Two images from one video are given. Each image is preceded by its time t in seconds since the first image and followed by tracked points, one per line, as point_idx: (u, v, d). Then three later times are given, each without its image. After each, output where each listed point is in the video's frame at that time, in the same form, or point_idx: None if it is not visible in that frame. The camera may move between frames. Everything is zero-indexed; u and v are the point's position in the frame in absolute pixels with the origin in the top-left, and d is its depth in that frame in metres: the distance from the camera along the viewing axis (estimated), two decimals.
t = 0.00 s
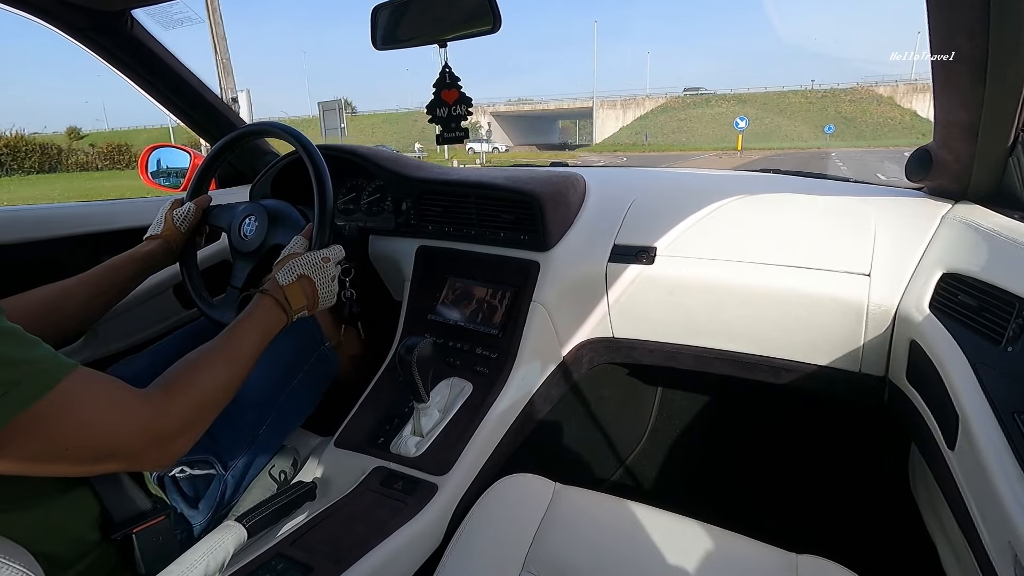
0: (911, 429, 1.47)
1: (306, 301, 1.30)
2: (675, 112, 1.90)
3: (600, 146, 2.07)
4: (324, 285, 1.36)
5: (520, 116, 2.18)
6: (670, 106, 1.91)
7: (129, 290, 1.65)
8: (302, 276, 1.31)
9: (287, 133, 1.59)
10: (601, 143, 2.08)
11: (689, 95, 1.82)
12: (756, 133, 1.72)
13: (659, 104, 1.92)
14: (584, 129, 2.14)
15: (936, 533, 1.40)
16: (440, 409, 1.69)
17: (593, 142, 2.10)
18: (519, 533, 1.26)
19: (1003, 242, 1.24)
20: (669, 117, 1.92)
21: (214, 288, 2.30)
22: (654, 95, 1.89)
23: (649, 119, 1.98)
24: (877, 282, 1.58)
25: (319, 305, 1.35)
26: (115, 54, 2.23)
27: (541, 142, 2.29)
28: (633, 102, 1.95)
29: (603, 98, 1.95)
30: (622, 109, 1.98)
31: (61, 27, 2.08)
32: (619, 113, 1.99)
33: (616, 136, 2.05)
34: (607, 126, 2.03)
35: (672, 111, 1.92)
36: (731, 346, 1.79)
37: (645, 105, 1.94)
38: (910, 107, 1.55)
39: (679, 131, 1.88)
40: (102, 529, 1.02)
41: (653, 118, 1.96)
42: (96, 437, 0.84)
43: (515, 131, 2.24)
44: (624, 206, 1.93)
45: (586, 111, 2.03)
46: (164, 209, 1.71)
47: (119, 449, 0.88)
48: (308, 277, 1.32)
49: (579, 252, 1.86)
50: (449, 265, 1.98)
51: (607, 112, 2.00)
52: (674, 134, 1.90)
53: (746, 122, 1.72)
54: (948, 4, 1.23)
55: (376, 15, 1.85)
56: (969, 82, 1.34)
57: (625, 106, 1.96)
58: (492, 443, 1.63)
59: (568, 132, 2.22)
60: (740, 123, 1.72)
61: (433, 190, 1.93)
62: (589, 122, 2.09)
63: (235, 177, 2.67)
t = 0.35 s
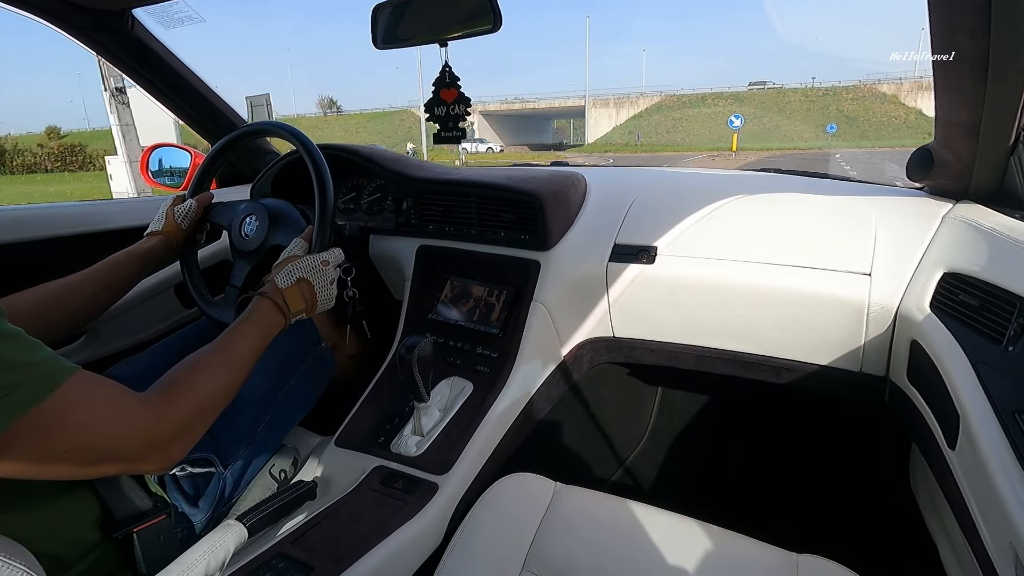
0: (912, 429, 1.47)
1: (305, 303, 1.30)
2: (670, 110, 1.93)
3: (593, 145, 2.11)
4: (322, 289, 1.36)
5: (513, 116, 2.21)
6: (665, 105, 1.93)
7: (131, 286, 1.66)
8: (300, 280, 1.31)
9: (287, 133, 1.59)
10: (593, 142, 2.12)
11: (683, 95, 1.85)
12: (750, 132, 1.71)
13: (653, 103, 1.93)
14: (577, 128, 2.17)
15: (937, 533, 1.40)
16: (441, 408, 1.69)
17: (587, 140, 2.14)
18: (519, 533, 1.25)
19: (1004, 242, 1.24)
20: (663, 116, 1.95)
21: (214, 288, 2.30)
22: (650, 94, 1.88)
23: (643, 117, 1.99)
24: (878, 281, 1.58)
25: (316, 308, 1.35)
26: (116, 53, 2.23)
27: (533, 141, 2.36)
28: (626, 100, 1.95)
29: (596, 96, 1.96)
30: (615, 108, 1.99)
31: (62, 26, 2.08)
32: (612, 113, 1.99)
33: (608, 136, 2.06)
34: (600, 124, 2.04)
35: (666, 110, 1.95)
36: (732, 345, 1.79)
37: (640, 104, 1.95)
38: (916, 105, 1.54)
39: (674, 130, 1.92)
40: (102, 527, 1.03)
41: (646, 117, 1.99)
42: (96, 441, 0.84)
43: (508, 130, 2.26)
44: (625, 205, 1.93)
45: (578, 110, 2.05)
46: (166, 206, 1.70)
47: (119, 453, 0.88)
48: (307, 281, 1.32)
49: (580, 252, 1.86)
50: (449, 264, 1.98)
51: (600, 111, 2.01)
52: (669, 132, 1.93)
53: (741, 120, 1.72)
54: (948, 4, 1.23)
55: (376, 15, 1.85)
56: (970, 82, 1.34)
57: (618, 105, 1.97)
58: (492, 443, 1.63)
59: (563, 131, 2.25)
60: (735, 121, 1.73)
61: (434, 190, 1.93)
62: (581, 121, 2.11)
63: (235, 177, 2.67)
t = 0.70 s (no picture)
0: (913, 430, 1.47)
1: (304, 307, 1.30)
2: (664, 108, 1.93)
3: (585, 146, 2.08)
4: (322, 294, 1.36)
5: (503, 114, 2.10)
6: (659, 103, 1.93)
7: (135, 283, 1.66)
8: (300, 283, 1.31)
9: (288, 132, 1.59)
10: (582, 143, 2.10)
11: (678, 92, 1.83)
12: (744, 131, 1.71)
13: (647, 101, 1.94)
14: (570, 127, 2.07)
15: (938, 534, 1.40)
16: (442, 408, 1.69)
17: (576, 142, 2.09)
18: (520, 534, 1.25)
19: (1005, 242, 1.23)
20: (656, 115, 1.94)
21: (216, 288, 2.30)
22: (643, 92, 1.89)
23: (636, 118, 2.00)
24: (880, 281, 1.57)
25: (315, 312, 1.35)
26: (118, 54, 2.23)
27: (525, 142, 2.16)
28: (620, 101, 1.97)
29: (589, 95, 1.93)
30: (608, 106, 1.98)
31: (63, 27, 2.09)
32: (604, 111, 1.98)
33: (600, 136, 2.05)
34: (592, 124, 2.02)
35: (660, 108, 1.95)
36: (733, 346, 1.79)
37: (633, 102, 1.96)
38: (921, 104, 1.52)
39: (668, 129, 1.86)
40: (104, 528, 1.02)
41: (640, 116, 1.99)
42: (96, 444, 0.84)
43: (498, 129, 2.13)
44: (626, 206, 1.93)
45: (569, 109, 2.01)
46: (167, 204, 1.71)
47: (119, 456, 0.88)
48: (307, 285, 1.33)
49: (581, 252, 1.86)
50: (450, 265, 1.98)
51: (591, 109, 1.99)
52: (660, 132, 1.89)
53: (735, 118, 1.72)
54: (949, 3, 1.23)
55: (378, 15, 1.85)
56: (972, 82, 1.33)
57: (611, 104, 1.97)
58: (494, 442, 1.63)
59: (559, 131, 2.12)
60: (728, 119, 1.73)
61: (435, 190, 1.93)
62: (571, 121, 2.05)
63: (236, 177, 2.67)
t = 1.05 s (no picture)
0: (915, 430, 1.47)
1: (304, 309, 1.30)
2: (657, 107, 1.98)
3: (576, 146, 2.18)
4: (323, 298, 1.36)
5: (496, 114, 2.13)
6: (652, 102, 1.97)
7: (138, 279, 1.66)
8: (300, 285, 1.30)
9: (289, 131, 1.59)
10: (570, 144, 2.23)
11: (672, 92, 1.89)
12: (740, 131, 1.72)
13: (640, 100, 1.99)
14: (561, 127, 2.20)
15: (940, 534, 1.40)
16: (443, 407, 1.69)
17: (566, 143, 2.20)
18: (521, 534, 1.25)
19: (1007, 241, 1.23)
20: (650, 113, 1.99)
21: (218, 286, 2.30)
22: (635, 91, 1.96)
23: (627, 117, 2.07)
24: (882, 281, 1.57)
25: (315, 314, 1.35)
26: (121, 54, 2.23)
27: (518, 142, 2.26)
28: (613, 99, 2.04)
29: (581, 94, 2.02)
30: (600, 106, 2.07)
31: (66, 27, 2.09)
32: (596, 110, 2.08)
33: (591, 135, 2.13)
34: (584, 122, 2.10)
35: (653, 108, 1.99)
36: (735, 345, 1.79)
37: (626, 101, 2.02)
38: (926, 103, 1.50)
39: (662, 127, 1.95)
40: (106, 525, 1.03)
41: (633, 114, 2.05)
42: (97, 447, 0.84)
43: (491, 128, 2.16)
44: (627, 204, 1.93)
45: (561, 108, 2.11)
46: (170, 200, 1.72)
47: (119, 459, 0.88)
48: (307, 287, 1.32)
49: (584, 250, 1.86)
50: (452, 264, 1.98)
51: (584, 108, 2.09)
52: (652, 131, 1.98)
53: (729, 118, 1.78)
54: (951, 2, 1.23)
55: (380, 14, 1.85)
56: (974, 82, 1.33)
57: (603, 103, 2.06)
58: (496, 441, 1.64)
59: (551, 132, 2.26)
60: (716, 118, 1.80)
61: (437, 189, 1.93)
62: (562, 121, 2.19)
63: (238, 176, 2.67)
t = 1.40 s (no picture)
0: (917, 437, 1.46)
1: (320, 280, 1.28)
2: (651, 106, 1.91)
3: (567, 146, 2.10)
4: (340, 268, 1.33)
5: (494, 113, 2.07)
6: (645, 101, 1.91)
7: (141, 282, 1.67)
8: (312, 255, 1.28)
9: (292, 135, 1.59)
10: (560, 144, 2.15)
11: (667, 90, 1.83)
12: (737, 131, 1.72)
13: (632, 100, 1.92)
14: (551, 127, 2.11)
15: (942, 542, 1.39)
16: (443, 412, 1.69)
17: (558, 142, 2.11)
18: (520, 536, 1.25)
19: (1010, 248, 1.23)
20: (643, 113, 1.92)
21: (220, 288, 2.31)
22: (628, 88, 1.87)
23: (621, 115, 1.98)
24: (884, 288, 1.57)
25: (334, 284, 1.32)
26: (126, 56, 2.24)
27: (513, 141, 2.16)
28: (605, 97, 1.95)
29: (571, 93, 1.95)
30: (592, 104, 1.99)
31: (72, 30, 2.10)
32: (587, 109, 1.98)
33: (582, 136, 2.04)
34: (575, 122, 2.04)
35: (647, 107, 1.93)
36: (737, 351, 1.78)
37: (618, 100, 1.93)
38: (928, 101, 1.49)
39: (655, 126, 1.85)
40: (104, 528, 1.02)
41: (626, 114, 1.98)
42: (109, 434, 0.84)
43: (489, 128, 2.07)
44: (629, 210, 1.93)
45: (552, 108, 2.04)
46: (174, 203, 1.72)
47: (134, 445, 0.88)
48: (319, 255, 1.29)
49: (585, 255, 1.86)
50: (454, 268, 1.98)
51: (573, 107, 2.01)
52: (644, 131, 1.90)
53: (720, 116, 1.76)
54: (956, 8, 1.22)
55: (384, 19, 1.85)
56: (977, 89, 1.33)
57: (595, 101, 1.97)
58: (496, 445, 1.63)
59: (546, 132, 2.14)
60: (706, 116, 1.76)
61: (438, 193, 1.93)
62: (554, 121, 2.09)
63: (242, 179, 2.68)
